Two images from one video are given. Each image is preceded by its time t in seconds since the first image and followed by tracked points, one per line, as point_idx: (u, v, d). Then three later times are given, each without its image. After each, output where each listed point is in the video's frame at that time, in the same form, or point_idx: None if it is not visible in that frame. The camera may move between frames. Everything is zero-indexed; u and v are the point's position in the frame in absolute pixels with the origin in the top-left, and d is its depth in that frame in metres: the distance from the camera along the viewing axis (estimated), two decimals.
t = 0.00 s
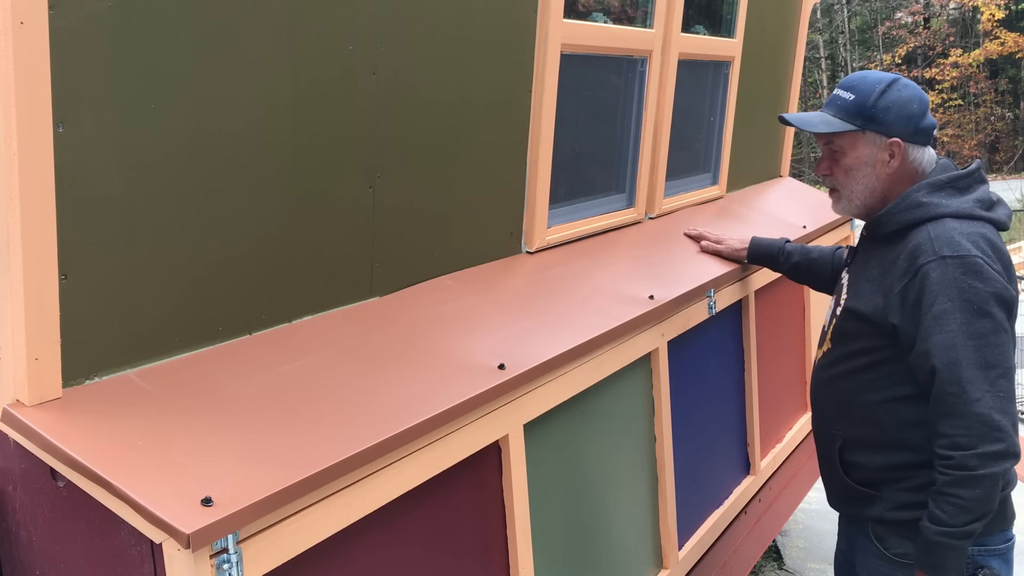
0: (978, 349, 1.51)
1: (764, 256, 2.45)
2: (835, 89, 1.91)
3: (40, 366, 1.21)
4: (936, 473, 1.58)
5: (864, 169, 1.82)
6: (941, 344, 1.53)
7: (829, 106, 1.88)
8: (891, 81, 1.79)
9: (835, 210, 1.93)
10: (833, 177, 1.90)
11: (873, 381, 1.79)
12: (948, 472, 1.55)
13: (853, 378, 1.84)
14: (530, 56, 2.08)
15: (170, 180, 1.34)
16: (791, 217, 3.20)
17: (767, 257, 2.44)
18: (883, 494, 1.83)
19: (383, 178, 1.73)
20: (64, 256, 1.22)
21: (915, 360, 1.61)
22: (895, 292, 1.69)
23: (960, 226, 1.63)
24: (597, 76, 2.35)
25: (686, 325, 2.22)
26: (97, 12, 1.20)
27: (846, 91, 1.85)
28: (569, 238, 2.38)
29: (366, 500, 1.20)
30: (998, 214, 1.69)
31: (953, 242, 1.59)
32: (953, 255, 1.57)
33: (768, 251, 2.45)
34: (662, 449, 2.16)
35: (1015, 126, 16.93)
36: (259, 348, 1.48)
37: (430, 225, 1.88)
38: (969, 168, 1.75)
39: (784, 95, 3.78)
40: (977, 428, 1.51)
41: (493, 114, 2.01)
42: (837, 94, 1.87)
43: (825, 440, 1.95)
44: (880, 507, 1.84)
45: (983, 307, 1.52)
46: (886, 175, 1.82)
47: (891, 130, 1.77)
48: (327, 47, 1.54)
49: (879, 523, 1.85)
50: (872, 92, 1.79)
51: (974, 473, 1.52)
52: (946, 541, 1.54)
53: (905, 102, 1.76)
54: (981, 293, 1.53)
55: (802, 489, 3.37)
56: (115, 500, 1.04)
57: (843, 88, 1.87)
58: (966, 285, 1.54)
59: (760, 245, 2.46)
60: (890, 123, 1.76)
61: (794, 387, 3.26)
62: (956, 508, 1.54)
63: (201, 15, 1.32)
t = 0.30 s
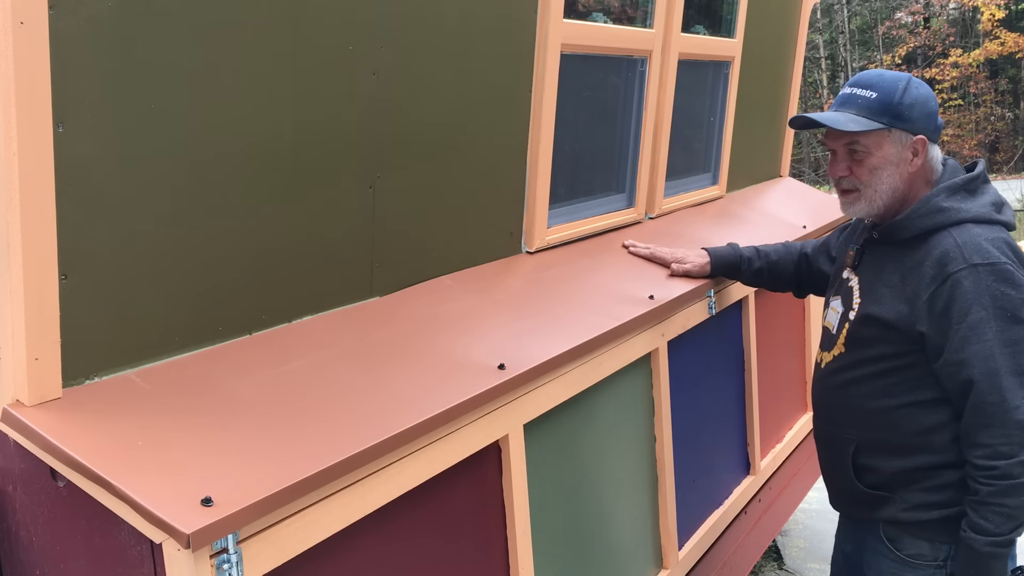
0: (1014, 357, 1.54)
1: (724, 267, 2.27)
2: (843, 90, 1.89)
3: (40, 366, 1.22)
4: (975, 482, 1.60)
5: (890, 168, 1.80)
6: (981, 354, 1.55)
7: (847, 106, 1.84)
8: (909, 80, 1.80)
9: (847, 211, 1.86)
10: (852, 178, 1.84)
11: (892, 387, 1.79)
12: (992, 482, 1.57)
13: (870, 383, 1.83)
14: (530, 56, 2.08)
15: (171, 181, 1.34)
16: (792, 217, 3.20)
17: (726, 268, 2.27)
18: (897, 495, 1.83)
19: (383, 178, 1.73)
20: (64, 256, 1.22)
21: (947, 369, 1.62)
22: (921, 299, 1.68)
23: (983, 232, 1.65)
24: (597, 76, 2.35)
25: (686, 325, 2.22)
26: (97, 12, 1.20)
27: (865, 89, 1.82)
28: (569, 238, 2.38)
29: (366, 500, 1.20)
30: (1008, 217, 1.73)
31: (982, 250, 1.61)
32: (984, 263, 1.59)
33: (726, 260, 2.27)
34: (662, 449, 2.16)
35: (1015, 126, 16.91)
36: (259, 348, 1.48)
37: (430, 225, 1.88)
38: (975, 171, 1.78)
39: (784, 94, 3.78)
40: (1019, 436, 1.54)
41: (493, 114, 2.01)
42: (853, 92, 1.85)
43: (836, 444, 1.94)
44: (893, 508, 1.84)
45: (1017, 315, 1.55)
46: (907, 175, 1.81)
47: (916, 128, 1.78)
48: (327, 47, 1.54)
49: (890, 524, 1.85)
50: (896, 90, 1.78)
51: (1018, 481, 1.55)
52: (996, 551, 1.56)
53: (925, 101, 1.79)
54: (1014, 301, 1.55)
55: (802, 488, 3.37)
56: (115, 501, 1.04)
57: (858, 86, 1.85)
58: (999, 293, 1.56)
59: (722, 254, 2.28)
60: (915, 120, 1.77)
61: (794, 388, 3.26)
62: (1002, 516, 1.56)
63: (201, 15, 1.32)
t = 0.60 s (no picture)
0: None
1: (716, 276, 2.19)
2: (853, 92, 1.87)
3: (40, 366, 1.22)
4: (993, 483, 1.60)
5: (899, 170, 1.78)
6: (1001, 354, 1.55)
7: (858, 106, 1.83)
8: (919, 81, 1.79)
9: (856, 214, 1.85)
10: (862, 180, 1.82)
11: (907, 389, 1.79)
12: (1012, 483, 1.57)
13: (884, 386, 1.82)
14: (530, 56, 2.08)
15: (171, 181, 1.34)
16: (792, 217, 3.21)
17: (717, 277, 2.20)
18: (910, 497, 1.83)
19: (383, 178, 1.73)
20: (64, 256, 1.22)
21: (966, 370, 1.62)
22: (940, 300, 1.67)
23: (997, 231, 1.66)
24: (597, 77, 2.35)
25: (687, 325, 2.22)
26: (97, 12, 1.20)
27: (875, 89, 1.81)
28: (569, 238, 2.38)
29: (366, 499, 1.20)
30: (1016, 216, 1.75)
31: (999, 250, 1.61)
32: (1002, 263, 1.59)
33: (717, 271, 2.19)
34: (662, 449, 2.16)
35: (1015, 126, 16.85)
36: (259, 348, 1.48)
37: (431, 225, 1.88)
38: (981, 172, 1.79)
39: (784, 95, 3.78)
40: None
41: (493, 114, 2.01)
42: (863, 93, 1.83)
43: (848, 447, 1.93)
44: (905, 510, 1.83)
45: None
46: (918, 177, 1.80)
47: (927, 129, 1.77)
48: (327, 47, 1.54)
49: (902, 526, 1.85)
50: (908, 91, 1.77)
51: None
52: (1015, 552, 1.56)
53: (936, 103, 1.78)
54: None
55: (802, 488, 3.38)
56: (116, 501, 1.04)
57: (868, 87, 1.84)
58: (1018, 294, 1.57)
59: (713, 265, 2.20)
60: (927, 122, 1.77)
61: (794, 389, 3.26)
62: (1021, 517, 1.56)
63: (201, 15, 1.32)
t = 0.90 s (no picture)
0: None
1: (722, 224, 2.16)
2: (847, 92, 1.86)
3: (40, 366, 1.22)
4: (1005, 472, 1.60)
5: (912, 159, 1.80)
6: (1012, 340, 1.55)
7: (864, 102, 1.80)
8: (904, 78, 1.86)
9: (875, 208, 1.80)
10: (879, 172, 1.80)
11: (917, 387, 1.78)
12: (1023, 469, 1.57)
13: (893, 385, 1.81)
14: (530, 56, 2.08)
15: (170, 180, 1.34)
16: (791, 217, 3.21)
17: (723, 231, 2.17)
18: (924, 499, 1.82)
19: (383, 178, 1.73)
20: (64, 256, 1.22)
21: (977, 360, 1.63)
22: (948, 291, 1.67)
23: (997, 221, 1.68)
24: (597, 77, 2.35)
25: (687, 325, 2.22)
26: (97, 13, 1.20)
27: (875, 85, 1.81)
28: (569, 238, 2.38)
29: (365, 500, 1.20)
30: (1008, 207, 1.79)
31: (1002, 238, 1.64)
32: (1007, 250, 1.61)
33: (732, 193, 2.11)
34: (662, 449, 2.17)
35: (1015, 126, 16.69)
36: (259, 348, 1.48)
37: (431, 226, 1.88)
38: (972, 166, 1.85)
39: (784, 95, 3.78)
40: None
41: (494, 114, 2.01)
42: (862, 90, 1.82)
43: (859, 450, 1.91)
44: (920, 512, 1.83)
45: None
46: (924, 166, 1.83)
47: (927, 119, 1.83)
48: (327, 47, 1.54)
49: (916, 529, 1.84)
50: (905, 84, 1.81)
51: None
52: None
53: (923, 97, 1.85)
54: None
55: (802, 488, 3.38)
56: (116, 500, 1.04)
57: (863, 85, 1.84)
58: None
59: (743, 180, 2.08)
60: (923, 114, 1.83)
61: (794, 389, 3.26)
62: None
63: (201, 15, 1.32)
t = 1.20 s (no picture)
0: None
1: (696, 233, 2.07)
2: (858, 89, 1.84)
3: (40, 366, 1.22)
4: None
5: (924, 157, 1.81)
6: None
7: (879, 99, 1.78)
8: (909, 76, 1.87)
9: (888, 207, 1.79)
10: (893, 170, 1.79)
11: (933, 383, 1.77)
12: None
13: (908, 382, 1.80)
14: (530, 56, 2.08)
15: (171, 180, 1.34)
16: (791, 217, 3.21)
17: (701, 239, 2.08)
18: (935, 499, 1.82)
19: (383, 178, 1.73)
20: (64, 256, 1.22)
21: (997, 351, 1.65)
22: (967, 284, 1.68)
23: (1006, 216, 1.73)
24: (597, 77, 2.36)
25: (686, 325, 2.22)
26: (97, 13, 1.20)
27: (886, 82, 1.80)
28: (569, 238, 2.38)
29: (365, 500, 1.20)
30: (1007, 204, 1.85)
31: (1015, 232, 1.68)
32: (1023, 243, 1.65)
33: (691, 187, 2.03)
34: (662, 449, 2.16)
35: (1015, 126, 16.68)
36: (259, 348, 1.48)
37: (431, 226, 1.88)
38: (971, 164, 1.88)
39: (784, 95, 3.78)
40: None
41: (494, 114, 2.01)
42: (875, 87, 1.80)
43: (869, 450, 1.89)
44: (931, 512, 1.82)
45: None
46: (933, 164, 1.85)
47: (935, 117, 1.84)
48: (327, 47, 1.54)
49: (926, 529, 1.84)
50: (914, 82, 1.82)
51: None
52: None
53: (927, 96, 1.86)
54: None
55: (802, 488, 3.38)
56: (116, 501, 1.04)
57: (875, 82, 1.82)
58: None
59: (700, 169, 2.01)
60: (933, 111, 1.84)
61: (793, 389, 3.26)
62: None
63: (201, 15, 1.32)
